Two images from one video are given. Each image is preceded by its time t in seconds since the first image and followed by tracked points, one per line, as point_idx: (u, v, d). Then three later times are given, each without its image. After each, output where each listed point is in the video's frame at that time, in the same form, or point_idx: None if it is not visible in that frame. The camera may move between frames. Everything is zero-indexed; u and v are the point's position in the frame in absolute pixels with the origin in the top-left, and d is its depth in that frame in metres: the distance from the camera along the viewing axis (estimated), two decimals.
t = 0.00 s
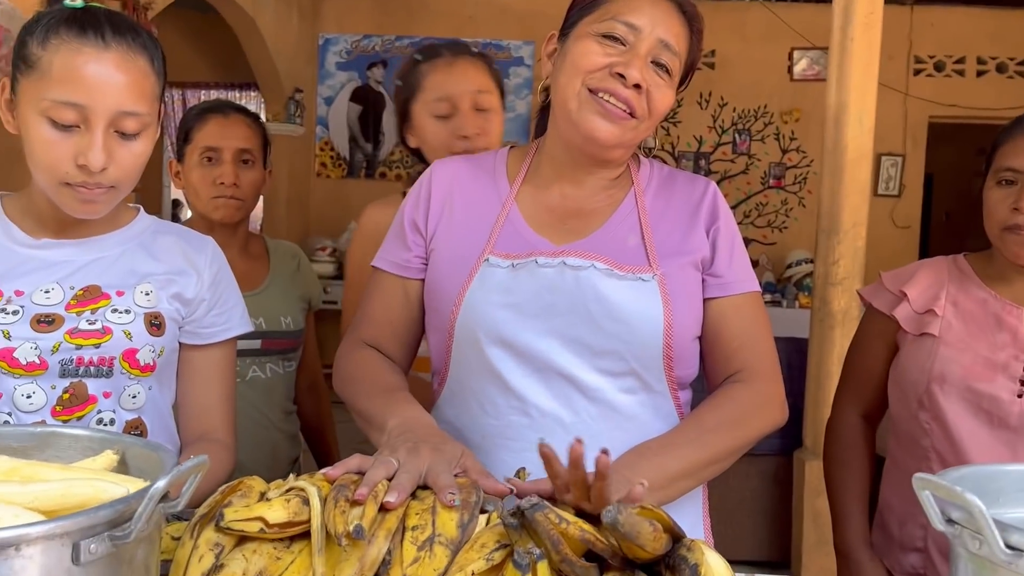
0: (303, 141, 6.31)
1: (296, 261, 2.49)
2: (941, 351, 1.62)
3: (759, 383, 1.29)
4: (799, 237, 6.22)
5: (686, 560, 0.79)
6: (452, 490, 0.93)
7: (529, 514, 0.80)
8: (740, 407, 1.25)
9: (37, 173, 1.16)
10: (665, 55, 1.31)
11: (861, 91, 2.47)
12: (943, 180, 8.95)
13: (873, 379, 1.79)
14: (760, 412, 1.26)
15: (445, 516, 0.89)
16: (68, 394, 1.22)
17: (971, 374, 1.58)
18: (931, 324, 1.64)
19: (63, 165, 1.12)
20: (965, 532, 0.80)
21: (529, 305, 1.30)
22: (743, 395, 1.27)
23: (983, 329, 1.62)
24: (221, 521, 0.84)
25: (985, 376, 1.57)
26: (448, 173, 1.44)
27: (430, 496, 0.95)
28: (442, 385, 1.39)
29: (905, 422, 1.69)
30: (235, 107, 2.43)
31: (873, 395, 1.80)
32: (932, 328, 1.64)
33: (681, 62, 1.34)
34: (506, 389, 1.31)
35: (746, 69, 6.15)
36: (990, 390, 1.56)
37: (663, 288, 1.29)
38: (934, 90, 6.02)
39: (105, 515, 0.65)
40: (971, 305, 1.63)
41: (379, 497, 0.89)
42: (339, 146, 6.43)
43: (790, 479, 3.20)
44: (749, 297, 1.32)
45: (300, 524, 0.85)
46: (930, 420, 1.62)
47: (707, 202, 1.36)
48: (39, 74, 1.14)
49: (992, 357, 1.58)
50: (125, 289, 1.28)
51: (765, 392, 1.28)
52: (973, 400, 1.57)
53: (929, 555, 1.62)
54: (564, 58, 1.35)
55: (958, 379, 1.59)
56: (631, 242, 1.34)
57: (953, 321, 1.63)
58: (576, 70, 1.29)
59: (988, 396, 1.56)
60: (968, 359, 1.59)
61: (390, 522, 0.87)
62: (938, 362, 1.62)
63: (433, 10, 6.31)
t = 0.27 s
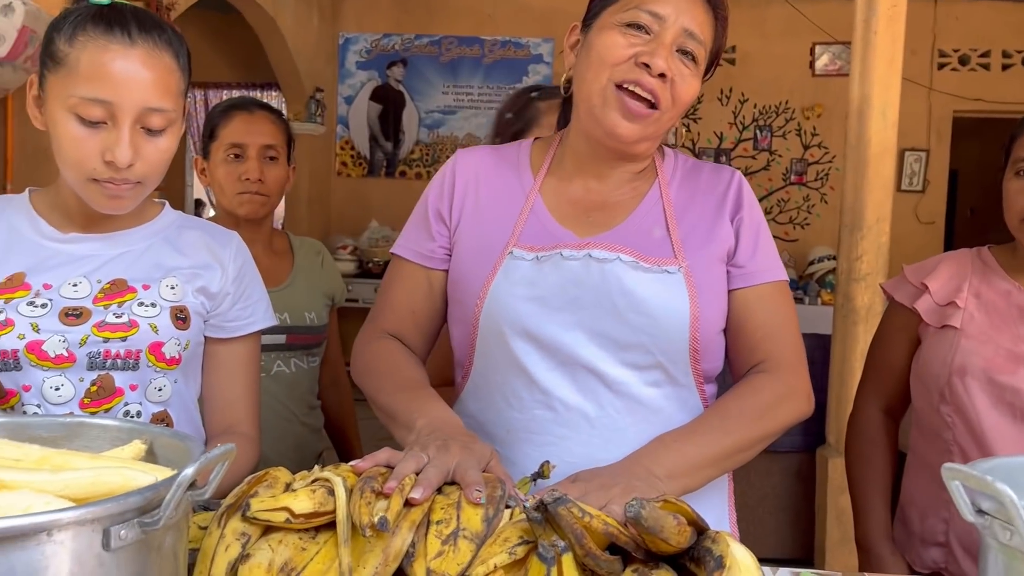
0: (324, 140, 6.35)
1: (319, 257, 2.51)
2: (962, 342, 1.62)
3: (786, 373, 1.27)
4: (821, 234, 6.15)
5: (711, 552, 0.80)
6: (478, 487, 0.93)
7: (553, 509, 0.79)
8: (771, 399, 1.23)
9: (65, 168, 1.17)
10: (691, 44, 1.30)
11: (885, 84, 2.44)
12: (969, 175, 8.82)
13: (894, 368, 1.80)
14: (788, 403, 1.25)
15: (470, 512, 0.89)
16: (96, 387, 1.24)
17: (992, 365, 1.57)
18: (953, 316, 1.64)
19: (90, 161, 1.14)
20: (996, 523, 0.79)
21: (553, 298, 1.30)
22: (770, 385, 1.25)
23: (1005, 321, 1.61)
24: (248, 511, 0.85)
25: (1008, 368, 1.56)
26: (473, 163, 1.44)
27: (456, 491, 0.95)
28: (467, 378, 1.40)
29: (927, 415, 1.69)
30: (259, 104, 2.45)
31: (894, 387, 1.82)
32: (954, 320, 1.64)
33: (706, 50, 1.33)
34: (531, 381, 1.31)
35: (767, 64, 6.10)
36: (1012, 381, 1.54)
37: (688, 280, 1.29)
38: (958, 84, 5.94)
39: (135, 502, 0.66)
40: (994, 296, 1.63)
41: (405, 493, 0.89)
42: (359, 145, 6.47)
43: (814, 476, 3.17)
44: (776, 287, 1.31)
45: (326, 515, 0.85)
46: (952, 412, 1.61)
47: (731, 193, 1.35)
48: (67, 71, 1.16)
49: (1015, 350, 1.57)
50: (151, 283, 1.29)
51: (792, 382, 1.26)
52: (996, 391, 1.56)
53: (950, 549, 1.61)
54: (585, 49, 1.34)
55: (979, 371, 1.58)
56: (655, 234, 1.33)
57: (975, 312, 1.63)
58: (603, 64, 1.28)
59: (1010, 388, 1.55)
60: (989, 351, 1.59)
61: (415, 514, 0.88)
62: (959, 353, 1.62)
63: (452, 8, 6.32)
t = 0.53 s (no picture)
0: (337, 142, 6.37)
1: (335, 259, 2.51)
2: (982, 343, 1.59)
3: (809, 370, 1.25)
4: (835, 232, 6.11)
5: (739, 555, 0.79)
6: (500, 487, 0.92)
7: (579, 511, 0.78)
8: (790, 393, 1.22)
9: (83, 172, 1.18)
10: (702, 39, 1.28)
11: (902, 81, 2.42)
12: (984, 173, 8.75)
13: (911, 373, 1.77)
14: (812, 399, 1.23)
15: (493, 513, 0.88)
16: (115, 391, 1.24)
17: (1013, 364, 1.54)
18: (972, 316, 1.62)
19: (109, 164, 1.14)
20: None
21: (572, 295, 1.29)
22: (793, 382, 1.23)
23: None
24: (270, 515, 0.84)
25: None
26: (489, 171, 1.44)
27: (477, 492, 0.95)
28: (487, 378, 1.39)
29: (949, 417, 1.65)
30: (274, 106, 2.45)
31: (913, 388, 1.79)
32: (972, 320, 1.61)
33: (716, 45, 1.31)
34: (549, 379, 1.30)
35: (780, 62, 6.06)
36: None
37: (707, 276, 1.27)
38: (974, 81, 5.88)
39: (159, 507, 0.65)
40: (1012, 294, 1.60)
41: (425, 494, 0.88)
42: (372, 147, 6.48)
43: (831, 477, 3.14)
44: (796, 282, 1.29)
45: (348, 518, 0.85)
46: (973, 414, 1.58)
47: (750, 189, 1.33)
48: (85, 74, 1.15)
49: None
50: (169, 286, 1.29)
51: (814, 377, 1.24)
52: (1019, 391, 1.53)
53: (973, 553, 1.57)
54: (597, 51, 1.33)
55: (1000, 371, 1.55)
56: (673, 231, 1.32)
57: (993, 312, 1.61)
58: (617, 66, 1.27)
59: None
60: (1009, 350, 1.56)
61: (438, 517, 0.88)
62: (979, 354, 1.59)
63: (463, 9, 6.32)
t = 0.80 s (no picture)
0: (345, 148, 6.39)
1: (344, 265, 2.52)
2: (993, 349, 1.57)
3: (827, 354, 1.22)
4: (845, 236, 6.09)
5: (754, 562, 0.79)
6: (509, 491, 0.92)
7: (592, 518, 0.80)
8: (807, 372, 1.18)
9: (93, 181, 1.18)
10: (706, 48, 1.28)
11: (912, 84, 2.40)
12: (994, 175, 8.71)
13: (922, 379, 1.75)
14: (832, 383, 1.20)
15: (504, 517, 0.88)
16: (126, 398, 1.25)
17: None
18: (983, 322, 1.59)
19: (119, 173, 1.15)
20: None
21: (580, 297, 1.29)
22: (814, 364, 1.20)
23: None
24: (282, 522, 0.84)
25: None
26: (497, 182, 1.44)
27: (488, 496, 0.95)
28: (498, 383, 1.39)
29: (960, 423, 1.63)
30: (283, 112, 2.46)
31: (923, 395, 1.76)
32: (983, 326, 1.58)
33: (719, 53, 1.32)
34: (560, 381, 1.30)
35: (789, 65, 6.05)
36: None
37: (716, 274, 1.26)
38: (984, 83, 5.85)
39: (173, 515, 0.66)
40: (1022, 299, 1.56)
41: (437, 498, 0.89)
42: (380, 152, 6.50)
43: (842, 481, 3.13)
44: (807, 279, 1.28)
45: (360, 525, 0.85)
46: (984, 419, 1.57)
47: (757, 190, 1.33)
48: (95, 84, 1.16)
49: None
50: (180, 294, 1.30)
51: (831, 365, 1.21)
52: None
53: (984, 558, 1.57)
54: (602, 62, 1.32)
55: (1011, 378, 1.53)
56: (681, 233, 1.32)
57: (1004, 317, 1.57)
58: (623, 78, 1.27)
59: None
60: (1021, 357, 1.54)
61: (449, 522, 0.88)
62: (990, 360, 1.57)
63: (470, 14, 6.33)
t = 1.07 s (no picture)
0: (351, 155, 6.41)
1: (351, 272, 2.54)
2: (997, 353, 1.57)
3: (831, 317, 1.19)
4: (851, 240, 6.08)
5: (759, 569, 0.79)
6: (516, 498, 0.93)
7: (600, 527, 0.81)
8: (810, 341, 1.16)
9: (103, 193, 1.20)
10: (708, 64, 1.30)
11: (917, 88, 2.40)
12: (1001, 179, 8.68)
13: (928, 381, 1.75)
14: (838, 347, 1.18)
15: (510, 525, 0.89)
16: (136, 408, 1.26)
17: None
18: (987, 327, 1.59)
19: (128, 186, 1.17)
20: None
21: (585, 304, 1.30)
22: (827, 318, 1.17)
23: None
24: (291, 531, 0.85)
25: None
26: (501, 195, 1.46)
27: (495, 504, 0.95)
28: (505, 391, 1.40)
29: (963, 425, 1.63)
30: (289, 122, 2.48)
31: (928, 397, 1.76)
32: (987, 331, 1.59)
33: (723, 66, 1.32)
34: (565, 387, 1.30)
35: (793, 70, 6.05)
36: None
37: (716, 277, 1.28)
38: (990, 87, 5.84)
39: (183, 525, 0.67)
40: None
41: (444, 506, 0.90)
42: (386, 160, 6.53)
43: (850, 487, 3.12)
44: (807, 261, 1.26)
45: (368, 533, 0.86)
46: (986, 423, 1.57)
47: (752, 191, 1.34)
48: (104, 98, 1.18)
49: None
50: (188, 304, 1.31)
51: (838, 334, 1.18)
52: None
53: (986, 560, 1.57)
54: (606, 81, 1.34)
55: (1013, 383, 1.53)
56: (683, 236, 1.33)
57: (1008, 322, 1.57)
58: (626, 97, 1.29)
59: None
60: None
61: (457, 529, 0.89)
62: (993, 364, 1.57)
63: (475, 22, 6.35)
